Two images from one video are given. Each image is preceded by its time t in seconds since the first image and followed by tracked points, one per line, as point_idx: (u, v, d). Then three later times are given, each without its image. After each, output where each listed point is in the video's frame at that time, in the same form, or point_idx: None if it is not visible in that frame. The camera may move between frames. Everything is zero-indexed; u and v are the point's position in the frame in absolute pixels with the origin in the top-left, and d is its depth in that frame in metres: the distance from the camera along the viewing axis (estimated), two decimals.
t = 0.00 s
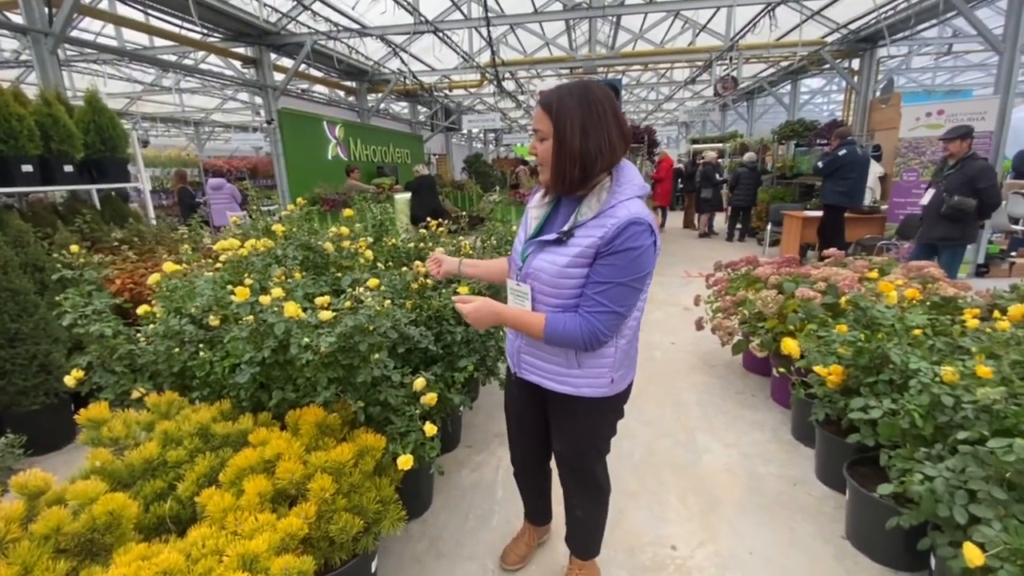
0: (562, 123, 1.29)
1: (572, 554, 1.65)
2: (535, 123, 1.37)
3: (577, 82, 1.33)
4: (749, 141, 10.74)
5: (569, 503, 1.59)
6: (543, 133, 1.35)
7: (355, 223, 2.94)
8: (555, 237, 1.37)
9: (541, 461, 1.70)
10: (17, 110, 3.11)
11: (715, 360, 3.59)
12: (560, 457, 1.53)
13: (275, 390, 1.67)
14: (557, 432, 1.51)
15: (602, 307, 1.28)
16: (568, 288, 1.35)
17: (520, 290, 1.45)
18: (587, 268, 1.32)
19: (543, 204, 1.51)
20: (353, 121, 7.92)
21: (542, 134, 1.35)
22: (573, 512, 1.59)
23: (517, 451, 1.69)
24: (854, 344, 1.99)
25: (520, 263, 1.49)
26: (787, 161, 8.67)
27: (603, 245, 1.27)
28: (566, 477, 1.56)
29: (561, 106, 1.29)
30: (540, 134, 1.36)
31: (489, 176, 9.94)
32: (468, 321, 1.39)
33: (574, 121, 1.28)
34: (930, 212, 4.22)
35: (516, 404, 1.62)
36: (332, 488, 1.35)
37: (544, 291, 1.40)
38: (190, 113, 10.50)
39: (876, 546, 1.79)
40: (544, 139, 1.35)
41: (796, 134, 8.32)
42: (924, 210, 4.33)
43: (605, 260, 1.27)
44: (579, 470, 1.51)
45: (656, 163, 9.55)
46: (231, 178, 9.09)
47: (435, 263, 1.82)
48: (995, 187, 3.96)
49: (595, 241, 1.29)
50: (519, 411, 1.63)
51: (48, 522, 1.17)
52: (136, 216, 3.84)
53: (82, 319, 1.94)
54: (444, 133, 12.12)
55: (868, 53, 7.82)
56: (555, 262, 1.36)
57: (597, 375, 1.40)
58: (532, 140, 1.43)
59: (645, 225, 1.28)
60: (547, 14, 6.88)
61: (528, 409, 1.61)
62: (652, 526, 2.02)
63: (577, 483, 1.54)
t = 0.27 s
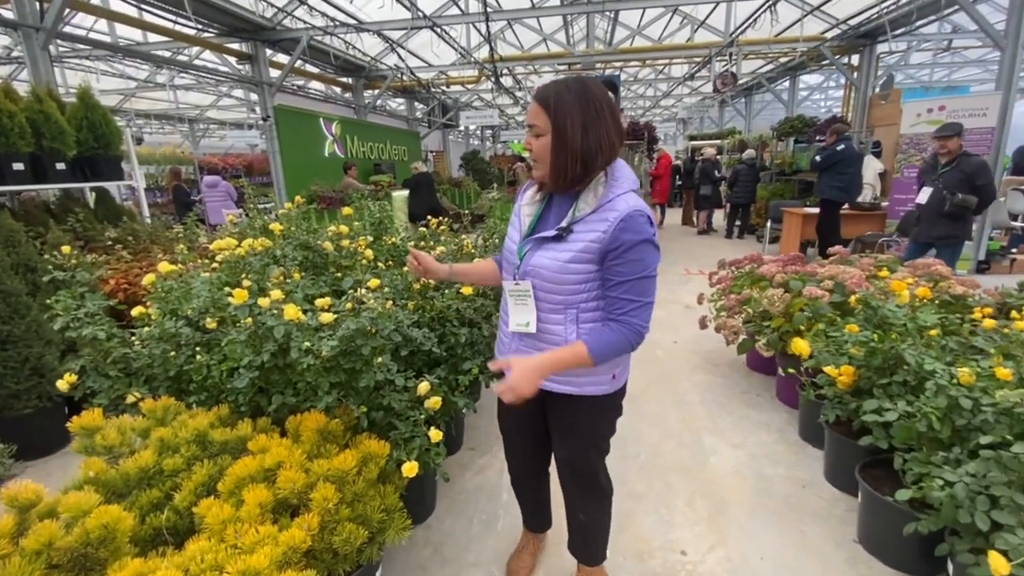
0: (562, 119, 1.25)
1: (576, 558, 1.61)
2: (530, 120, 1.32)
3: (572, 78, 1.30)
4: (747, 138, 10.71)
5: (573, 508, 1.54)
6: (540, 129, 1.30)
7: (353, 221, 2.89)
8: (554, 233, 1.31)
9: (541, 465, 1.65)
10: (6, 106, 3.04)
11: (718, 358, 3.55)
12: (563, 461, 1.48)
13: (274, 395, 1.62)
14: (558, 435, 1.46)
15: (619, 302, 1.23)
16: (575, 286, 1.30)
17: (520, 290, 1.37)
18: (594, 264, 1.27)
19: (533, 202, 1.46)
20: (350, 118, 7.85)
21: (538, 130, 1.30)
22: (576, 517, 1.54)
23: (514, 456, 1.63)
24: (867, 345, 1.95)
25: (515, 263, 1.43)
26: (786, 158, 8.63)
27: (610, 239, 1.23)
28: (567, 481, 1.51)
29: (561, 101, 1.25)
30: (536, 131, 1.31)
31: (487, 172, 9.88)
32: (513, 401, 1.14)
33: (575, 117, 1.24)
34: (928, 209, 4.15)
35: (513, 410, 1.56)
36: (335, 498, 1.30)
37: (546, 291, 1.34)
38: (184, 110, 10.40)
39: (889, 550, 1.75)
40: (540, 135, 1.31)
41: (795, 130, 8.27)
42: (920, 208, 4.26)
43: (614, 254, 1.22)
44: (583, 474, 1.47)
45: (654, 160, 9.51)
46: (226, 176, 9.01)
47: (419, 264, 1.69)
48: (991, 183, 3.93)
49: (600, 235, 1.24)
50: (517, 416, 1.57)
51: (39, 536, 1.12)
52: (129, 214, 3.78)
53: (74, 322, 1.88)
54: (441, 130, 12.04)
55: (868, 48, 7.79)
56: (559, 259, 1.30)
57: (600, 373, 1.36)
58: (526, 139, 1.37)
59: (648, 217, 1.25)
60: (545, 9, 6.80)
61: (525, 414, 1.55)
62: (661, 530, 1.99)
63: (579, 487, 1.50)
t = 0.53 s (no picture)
0: (544, 128, 1.22)
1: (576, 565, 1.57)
2: (509, 128, 1.27)
3: (549, 85, 1.26)
4: (747, 136, 10.68)
5: (568, 511, 1.50)
6: (520, 138, 1.26)
7: (353, 221, 2.85)
8: (544, 231, 1.28)
9: (536, 471, 1.61)
10: None
11: (721, 359, 3.53)
12: (557, 465, 1.44)
13: (275, 401, 1.58)
14: (552, 438, 1.42)
15: (623, 295, 1.23)
16: (572, 283, 1.28)
17: (510, 290, 1.36)
18: (591, 259, 1.26)
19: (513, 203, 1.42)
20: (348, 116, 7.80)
21: (518, 138, 1.26)
22: (573, 521, 1.50)
23: (511, 461, 1.60)
24: (877, 347, 1.92)
25: (503, 263, 1.38)
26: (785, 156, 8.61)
27: (606, 233, 1.22)
28: (561, 486, 1.47)
29: (541, 109, 1.22)
30: (515, 138, 1.27)
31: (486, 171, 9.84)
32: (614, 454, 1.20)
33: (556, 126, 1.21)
34: (917, 208, 4.08)
35: (506, 413, 1.51)
36: (338, 508, 1.26)
37: (540, 290, 1.31)
38: (181, 108, 10.32)
39: (901, 555, 1.72)
40: (521, 143, 1.26)
41: (795, 128, 8.25)
42: (906, 208, 4.18)
43: (613, 249, 1.22)
44: (579, 477, 1.43)
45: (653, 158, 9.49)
46: (223, 175, 8.95)
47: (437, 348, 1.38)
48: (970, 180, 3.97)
49: (595, 230, 1.23)
50: (510, 419, 1.53)
51: (32, 551, 1.08)
52: (126, 215, 3.73)
53: (70, 326, 1.84)
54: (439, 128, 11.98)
55: (868, 46, 7.76)
56: (554, 258, 1.27)
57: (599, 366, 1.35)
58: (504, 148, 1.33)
59: (636, 211, 1.26)
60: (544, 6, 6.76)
61: (519, 417, 1.51)
62: (667, 535, 1.96)
63: (574, 492, 1.46)
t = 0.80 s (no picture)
0: (521, 135, 1.19)
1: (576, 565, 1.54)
2: (487, 135, 1.25)
3: (523, 89, 1.24)
4: (747, 134, 10.64)
5: (568, 511, 1.47)
6: (499, 146, 1.23)
7: (352, 220, 2.82)
8: (532, 234, 1.26)
9: (534, 473, 1.58)
10: None
11: (723, 358, 3.50)
12: (555, 464, 1.41)
13: (271, 404, 1.55)
14: (549, 437, 1.39)
15: (614, 293, 1.23)
16: (562, 285, 1.26)
17: (505, 295, 1.31)
18: (579, 260, 1.25)
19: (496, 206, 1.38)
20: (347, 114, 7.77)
21: (497, 146, 1.24)
22: (572, 521, 1.47)
23: (508, 463, 1.58)
24: (884, 347, 1.89)
25: (493, 269, 1.34)
26: (786, 154, 8.58)
27: (594, 233, 1.22)
28: (559, 487, 1.44)
29: (517, 116, 1.19)
30: (494, 146, 1.24)
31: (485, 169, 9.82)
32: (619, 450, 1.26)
33: (532, 133, 1.19)
34: (906, 204, 4.00)
35: (503, 415, 1.48)
36: (335, 515, 1.23)
37: (533, 293, 1.29)
38: (179, 106, 10.28)
39: (908, 559, 1.70)
40: (500, 151, 1.24)
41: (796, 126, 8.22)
42: (894, 204, 4.10)
43: (602, 248, 1.21)
44: (576, 476, 1.41)
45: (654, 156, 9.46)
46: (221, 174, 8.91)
47: (386, 359, 1.33)
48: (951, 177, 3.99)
49: (582, 231, 1.22)
50: (508, 421, 1.49)
51: (20, 560, 1.04)
52: (122, 214, 3.70)
53: (62, 327, 1.80)
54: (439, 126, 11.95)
55: (869, 43, 7.72)
56: (543, 261, 1.25)
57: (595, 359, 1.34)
58: (484, 156, 1.31)
59: (619, 207, 1.26)
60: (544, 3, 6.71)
61: (514, 419, 1.48)
62: (670, 539, 1.93)
63: (571, 492, 1.43)
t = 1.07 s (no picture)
0: (502, 142, 1.16)
1: (572, 568, 1.51)
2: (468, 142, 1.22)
3: (502, 92, 1.20)
4: (748, 132, 10.61)
5: (562, 512, 1.44)
6: (481, 152, 1.21)
7: (349, 220, 2.80)
8: (518, 236, 1.23)
9: (529, 474, 1.55)
10: None
11: (724, 358, 3.48)
12: (547, 464, 1.38)
13: (263, 408, 1.52)
14: (541, 438, 1.37)
15: (600, 295, 1.21)
16: (547, 288, 1.24)
17: (492, 299, 1.29)
18: (564, 263, 1.23)
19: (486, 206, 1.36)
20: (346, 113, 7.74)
21: (479, 152, 1.21)
22: (566, 522, 1.45)
23: (501, 466, 1.55)
24: (886, 349, 1.86)
25: (480, 271, 1.32)
26: (788, 152, 8.54)
27: (579, 235, 1.20)
28: (552, 487, 1.41)
29: (497, 121, 1.16)
30: (476, 153, 1.22)
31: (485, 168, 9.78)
32: (586, 448, 1.26)
33: (513, 137, 1.16)
34: (903, 203, 3.96)
35: (495, 416, 1.46)
36: (326, 522, 1.21)
37: (520, 296, 1.27)
38: (177, 105, 10.25)
39: (911, 564, 1.67)
40: (482, 157, 1.22)
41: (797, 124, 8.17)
42: (890, 203, 4.06)
43: (586, 250, 1.19)
44: (571, 478, 1.38)
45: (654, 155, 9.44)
46: (220, 173, 8.89)
47: (365, 338, 1.36)
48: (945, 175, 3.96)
49: (567, 233, 1.20)
50: (500, 422, 1.47)
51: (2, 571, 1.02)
52: (118, 213, 3.67)
53: (52, 330, 1.78)
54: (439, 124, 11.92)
55: (871, 41, 7.67)
56: (528, 265, 1.23)
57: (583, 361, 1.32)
58: (467, 161, 1.28)
59: (604, 208, 1.23)
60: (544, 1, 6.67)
61: (507, 421, 1.46)
62: (669, 543, 1.90)
63: (567, 494, 1.41)
